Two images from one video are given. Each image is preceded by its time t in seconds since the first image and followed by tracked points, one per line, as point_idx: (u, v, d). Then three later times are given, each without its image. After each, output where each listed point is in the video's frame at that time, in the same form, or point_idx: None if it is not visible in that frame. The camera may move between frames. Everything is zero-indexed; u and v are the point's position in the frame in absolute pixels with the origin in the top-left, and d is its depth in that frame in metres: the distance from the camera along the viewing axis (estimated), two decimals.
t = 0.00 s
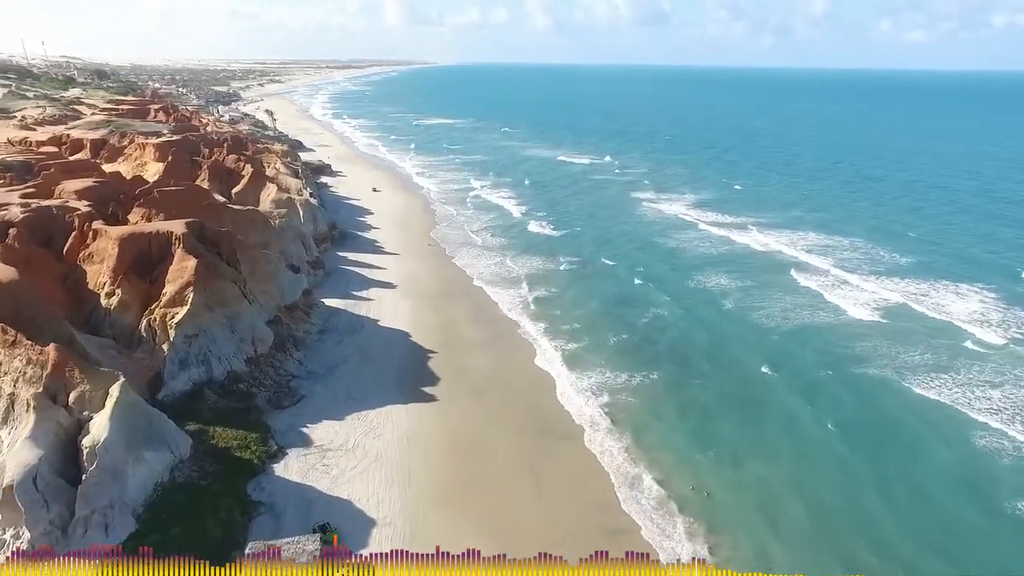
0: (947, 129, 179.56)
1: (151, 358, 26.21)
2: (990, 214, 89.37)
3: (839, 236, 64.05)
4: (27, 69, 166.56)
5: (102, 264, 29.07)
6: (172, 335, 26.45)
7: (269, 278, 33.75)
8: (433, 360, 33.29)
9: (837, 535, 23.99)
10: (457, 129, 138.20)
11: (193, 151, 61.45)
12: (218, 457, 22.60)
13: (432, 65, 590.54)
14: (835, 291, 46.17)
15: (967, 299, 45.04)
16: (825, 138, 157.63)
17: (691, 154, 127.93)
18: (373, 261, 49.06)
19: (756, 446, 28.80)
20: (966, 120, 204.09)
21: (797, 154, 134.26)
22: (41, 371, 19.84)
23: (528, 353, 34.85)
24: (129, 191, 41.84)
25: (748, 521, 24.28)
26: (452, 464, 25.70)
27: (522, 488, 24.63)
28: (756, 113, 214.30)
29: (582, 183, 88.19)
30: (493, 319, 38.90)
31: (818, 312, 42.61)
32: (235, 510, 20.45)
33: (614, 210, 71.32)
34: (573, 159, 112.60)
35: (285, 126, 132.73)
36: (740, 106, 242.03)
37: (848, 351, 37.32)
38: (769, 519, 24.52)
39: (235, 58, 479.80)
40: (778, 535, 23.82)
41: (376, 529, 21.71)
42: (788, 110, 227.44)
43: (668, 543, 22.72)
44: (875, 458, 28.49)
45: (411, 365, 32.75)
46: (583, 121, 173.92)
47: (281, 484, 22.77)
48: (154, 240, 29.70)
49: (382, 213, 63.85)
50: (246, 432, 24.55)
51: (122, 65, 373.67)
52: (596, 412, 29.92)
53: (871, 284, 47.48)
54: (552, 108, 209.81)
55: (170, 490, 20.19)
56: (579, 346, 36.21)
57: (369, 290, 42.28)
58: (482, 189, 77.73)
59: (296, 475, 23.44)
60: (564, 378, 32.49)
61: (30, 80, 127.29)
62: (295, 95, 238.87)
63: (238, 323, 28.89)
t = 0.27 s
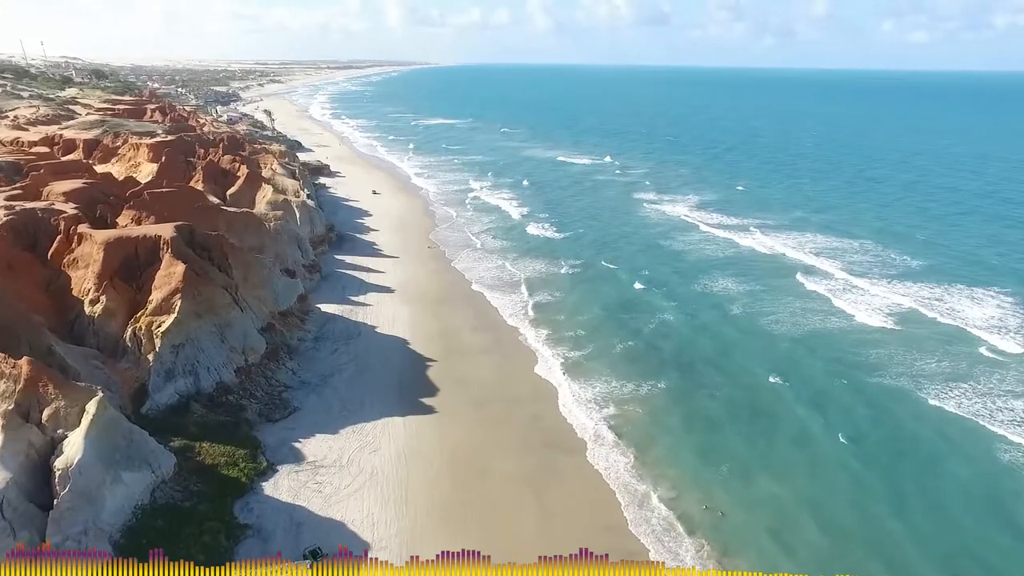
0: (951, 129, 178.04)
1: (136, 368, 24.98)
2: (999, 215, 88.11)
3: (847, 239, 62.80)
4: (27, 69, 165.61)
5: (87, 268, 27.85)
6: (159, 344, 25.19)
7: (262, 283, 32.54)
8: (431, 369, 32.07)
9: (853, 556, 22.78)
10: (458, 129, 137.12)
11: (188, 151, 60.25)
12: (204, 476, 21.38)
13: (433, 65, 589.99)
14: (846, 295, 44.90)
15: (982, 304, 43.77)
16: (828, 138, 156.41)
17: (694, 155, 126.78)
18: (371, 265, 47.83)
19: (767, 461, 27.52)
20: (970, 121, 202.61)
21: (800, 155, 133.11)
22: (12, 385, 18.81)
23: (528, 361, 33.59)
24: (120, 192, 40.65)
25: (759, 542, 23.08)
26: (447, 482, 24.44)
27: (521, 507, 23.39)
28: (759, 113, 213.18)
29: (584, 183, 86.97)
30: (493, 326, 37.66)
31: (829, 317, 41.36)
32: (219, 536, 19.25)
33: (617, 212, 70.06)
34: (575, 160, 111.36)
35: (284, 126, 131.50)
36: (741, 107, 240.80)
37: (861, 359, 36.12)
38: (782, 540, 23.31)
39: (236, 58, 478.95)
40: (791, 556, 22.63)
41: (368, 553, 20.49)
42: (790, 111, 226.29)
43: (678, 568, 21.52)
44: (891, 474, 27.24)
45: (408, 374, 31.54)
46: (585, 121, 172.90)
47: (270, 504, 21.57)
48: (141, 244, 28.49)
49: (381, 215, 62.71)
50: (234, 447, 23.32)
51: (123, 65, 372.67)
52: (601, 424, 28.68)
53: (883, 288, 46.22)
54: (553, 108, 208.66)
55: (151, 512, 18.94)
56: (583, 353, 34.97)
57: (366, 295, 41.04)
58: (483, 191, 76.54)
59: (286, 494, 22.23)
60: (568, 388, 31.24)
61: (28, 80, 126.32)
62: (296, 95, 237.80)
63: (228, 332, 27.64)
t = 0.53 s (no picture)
0: (954, 129, 176.81)
1: (119, 380, 23.64)
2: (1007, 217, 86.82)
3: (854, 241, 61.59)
4: (24, 68, 164.30)
5: (70, 274, 26.50)
6: (143, 354, 23.81)
7: (253, 290, 31.21)
8: (429, 380, 30.74)
9: None
10: (458, 129, 135.84)
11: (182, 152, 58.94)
12: (187, 497, 20.10)
13: (433, 65, 589.26)
14: (858, 299, 43.60)
15: (998, 309, 42.46)
16: (831, 138, 155.13)
17: (697, 155, 125.49)
18: (369, 268, 46.49)
19: (778, 479, 26.24)
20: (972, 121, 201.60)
21: (804, 155, 131.84)
22: None
23: (529, 372, 32.26)
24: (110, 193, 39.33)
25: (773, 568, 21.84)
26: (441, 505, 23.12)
27: (521, 532, 22.06)
28: (760, 114, 211.97)
29: (586, 184, 85.71)
30: (493, 334, 36.30)
31: (842, 322, 40.04)
32: (200, 566, 17.99)
33: (620, 213, 68.78)
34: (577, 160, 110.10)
35: (282, 127, 130.15)
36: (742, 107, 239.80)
37: (876, 367, 34.85)
38: (798, 565, 22.07)
39: (236, 58, 477.95)
40: None
41: None
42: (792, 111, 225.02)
43: None
44: (909, 493, 25.95)
45: (406, 385, 30.26)
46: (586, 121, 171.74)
47: (259, 526, 20.40)
48: (127, 248, 27.13)
49: (379, 217, 61.45)
50: (222, 465, 22.04)
51: (123, 66, 372.39)
52: (607, 439, 27.37)
53: (896, 291, 44.93)
54: (554, 108, 207.40)
55: (129, 538, 17.72)
56: (589, 362, 33.66)
57: (364, 300, 39.69)
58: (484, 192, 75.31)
59: (276, 516, 21.03)
60: (572, 400, 29.92)
61: (24, 79, 125.02)
62: (295, 94, 236.46)
63: (218, 341, 26.30)
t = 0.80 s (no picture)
0: (957, 129, 175.67)
1: (100, 394, 22.40)
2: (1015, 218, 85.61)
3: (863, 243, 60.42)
4: (22, 68, 163.26)
5: (51, 281, 25.25)
6: (125, 366, 22.58)
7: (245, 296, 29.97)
8: (427, 390, 29.49)
9: None
10: (458, 129, 134.67)
11: (177, 152, 57.78)
12: (169, 520, 18.99)
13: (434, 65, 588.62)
14: (870, 303, 42.40)
15: (1014, 314, 41.24)
16: (834, 138, 153.94)
17: (700, 155, 124.29)
18: (367, 272, 45.28)
19: (791, 496, 24.99)
20: (973, 121, 200.57)
21: (807, 155, 130.60)
22: None
23: (531, 382, 31.05)
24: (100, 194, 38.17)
25: None
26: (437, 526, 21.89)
27: (520, 554, 20.89)
28: (762, 114, 210.87)
29: (589, 185, 84.57)
30: (494, 341, 35.06)
31: (855, 328, 38.82)
32: None
33: (623, 215, 67.61)
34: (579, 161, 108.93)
35: (281, 127, 129.04)
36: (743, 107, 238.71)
37: (891, 376, 33.63)
38: None
39: (237, 59, 478.56)
40: None
41: None
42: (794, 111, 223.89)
43: None
44: (928, 511, 24.70)
45: (403, 395, 29.02)
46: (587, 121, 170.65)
47: (246, 551, 19.27)
48: (111, 254, 25.88)
49: (378, 219, 60.23)
50: (206, 485, 20.80)
51: (123, 66, 371.33)
52: (611, 452, 26.16)
53: (909, 296, 43.72)
54: (555, 108, 206.29)
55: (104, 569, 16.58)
56: (594, 371, 32.46)
57: (361, 305, 38.46)
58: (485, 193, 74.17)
59: (264, 540, 19.87)
60: (577, 411, 28.71)
61: (21, 79, 123.88)
62: (295, 94, 235.36)
63: (205, 351, 25.08)
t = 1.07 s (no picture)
0: (960, 129, 174.57)
1: (79, 408, 21.14)
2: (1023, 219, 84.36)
3: (871, 245, 59.15)
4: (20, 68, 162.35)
5: (29, 287, 23.93)
6: (104, 378, 21.23)
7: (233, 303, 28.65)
8: (425, 401, 28.17)
9: None
10: (458, 129, 133.56)
11: (171, 153, 56.51)
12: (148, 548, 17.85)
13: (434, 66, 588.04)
14: (883, 308, 41.12)
15: None
16: (837, 138, 152.85)
17: (702, 156, 123.14)
18: (364, 276, 44.00)
19: (805, 517, 23.69)
20: (974, 121, 199.55)
21: (811, 155, 129.32)
22: None
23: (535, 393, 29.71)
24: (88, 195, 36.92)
25: None
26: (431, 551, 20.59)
27: None
28: (763, 114, 210.05)
29: (590, 186, 83.30)
30: (495, 349, 33.71)
31: (869, 334, 37.53)
32: None
33: (626, 217, 66.33)
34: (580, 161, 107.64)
35: (279, 127, 127.69)
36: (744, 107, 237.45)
37: (907, 386, 32.31)
38: None
39: (237, 60, 478.23)
40: None
41: None
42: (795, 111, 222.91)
43: None
44: (950, 532, 23.34)
45: (398, 406, 27.72)
46: (588, 121, 169.64)
47: None
48: (92, 258, 24.54)
49: (376, 221, 58.96)
50: (188, 508, 19.59)
51: (123, 66, 370.23)
52: (615, 468, 24.87)
53: (922, 300, 42.43)
54: (555, 109, 205.48)
55: None
56: (599, 381, 31.15)
57: (356, 311, 37.15)
58: (485, 194, 72.89)
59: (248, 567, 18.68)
60: (582, 424, 27.41)
61: (17, 79, 122.81)
62: (294, 94, 234.33)
63: (191, 362, 23.77)
